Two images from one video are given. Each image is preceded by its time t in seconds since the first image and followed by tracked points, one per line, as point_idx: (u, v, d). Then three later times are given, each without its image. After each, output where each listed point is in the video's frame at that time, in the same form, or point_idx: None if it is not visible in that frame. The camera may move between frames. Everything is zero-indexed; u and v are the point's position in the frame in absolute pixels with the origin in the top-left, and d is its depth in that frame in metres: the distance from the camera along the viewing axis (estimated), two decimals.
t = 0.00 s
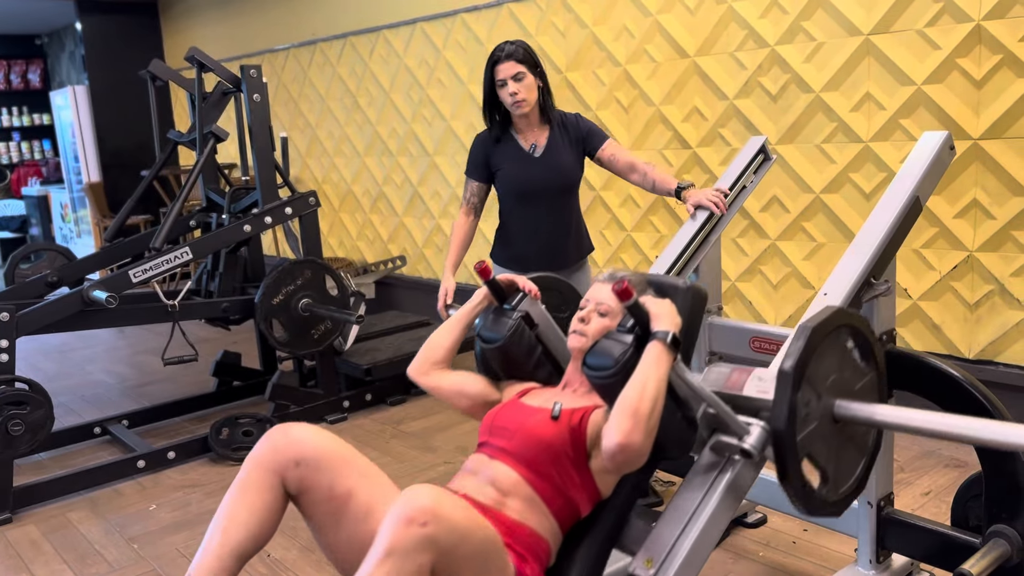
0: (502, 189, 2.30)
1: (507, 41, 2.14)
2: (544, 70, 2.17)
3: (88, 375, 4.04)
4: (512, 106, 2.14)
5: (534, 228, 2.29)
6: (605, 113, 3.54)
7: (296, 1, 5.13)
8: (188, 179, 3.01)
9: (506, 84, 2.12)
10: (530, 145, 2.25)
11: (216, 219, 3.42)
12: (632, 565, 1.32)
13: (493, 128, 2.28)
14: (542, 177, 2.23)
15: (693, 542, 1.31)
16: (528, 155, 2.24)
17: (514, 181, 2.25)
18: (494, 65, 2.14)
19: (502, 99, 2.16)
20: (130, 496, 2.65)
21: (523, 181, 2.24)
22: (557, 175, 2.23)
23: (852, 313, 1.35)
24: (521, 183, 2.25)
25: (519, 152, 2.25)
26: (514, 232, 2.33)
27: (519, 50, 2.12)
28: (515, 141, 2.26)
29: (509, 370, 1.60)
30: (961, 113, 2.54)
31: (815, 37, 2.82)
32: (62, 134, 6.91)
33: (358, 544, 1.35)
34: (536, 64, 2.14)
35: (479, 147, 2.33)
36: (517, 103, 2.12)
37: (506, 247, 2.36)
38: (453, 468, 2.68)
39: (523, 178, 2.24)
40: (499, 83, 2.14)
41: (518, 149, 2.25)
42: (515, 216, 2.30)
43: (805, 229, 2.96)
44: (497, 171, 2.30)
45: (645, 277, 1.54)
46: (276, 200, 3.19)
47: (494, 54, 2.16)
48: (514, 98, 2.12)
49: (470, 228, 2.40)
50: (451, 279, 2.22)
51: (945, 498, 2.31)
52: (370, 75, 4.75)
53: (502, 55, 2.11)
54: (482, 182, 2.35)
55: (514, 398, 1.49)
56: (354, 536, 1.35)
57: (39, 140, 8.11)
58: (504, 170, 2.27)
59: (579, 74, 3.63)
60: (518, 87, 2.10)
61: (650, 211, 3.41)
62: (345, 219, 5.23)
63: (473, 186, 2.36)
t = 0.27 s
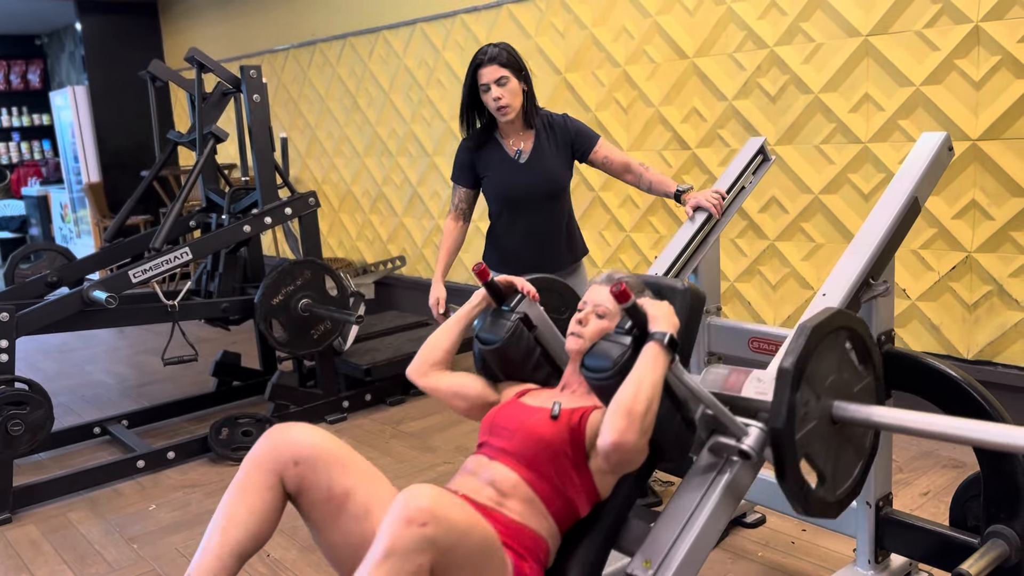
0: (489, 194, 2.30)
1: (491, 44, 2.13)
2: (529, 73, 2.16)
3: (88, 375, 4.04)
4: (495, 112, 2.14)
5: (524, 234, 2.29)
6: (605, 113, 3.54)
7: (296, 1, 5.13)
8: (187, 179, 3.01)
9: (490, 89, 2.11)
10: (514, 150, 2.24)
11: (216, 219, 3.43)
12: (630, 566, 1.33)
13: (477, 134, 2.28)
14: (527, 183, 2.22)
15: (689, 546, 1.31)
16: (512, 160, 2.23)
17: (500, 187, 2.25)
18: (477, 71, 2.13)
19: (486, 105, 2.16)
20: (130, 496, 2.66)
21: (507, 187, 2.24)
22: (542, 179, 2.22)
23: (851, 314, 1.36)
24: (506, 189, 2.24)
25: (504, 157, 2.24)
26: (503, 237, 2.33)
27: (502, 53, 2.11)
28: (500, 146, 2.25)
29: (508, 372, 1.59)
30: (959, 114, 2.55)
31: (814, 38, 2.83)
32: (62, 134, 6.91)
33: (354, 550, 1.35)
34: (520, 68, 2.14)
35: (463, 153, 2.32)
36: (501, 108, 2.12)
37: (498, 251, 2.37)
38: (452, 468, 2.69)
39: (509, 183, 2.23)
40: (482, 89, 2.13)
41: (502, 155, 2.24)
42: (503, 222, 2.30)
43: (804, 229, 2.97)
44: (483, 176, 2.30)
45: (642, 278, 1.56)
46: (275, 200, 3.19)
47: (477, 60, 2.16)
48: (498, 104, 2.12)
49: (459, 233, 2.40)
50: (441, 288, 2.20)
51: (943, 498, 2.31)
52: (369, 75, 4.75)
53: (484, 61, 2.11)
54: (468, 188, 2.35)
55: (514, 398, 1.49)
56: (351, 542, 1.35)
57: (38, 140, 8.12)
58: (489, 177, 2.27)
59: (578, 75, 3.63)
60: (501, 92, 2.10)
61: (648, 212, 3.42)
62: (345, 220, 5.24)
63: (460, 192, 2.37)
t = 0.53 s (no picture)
0: (490, 195, 2.30)
1: (494, 46, 2.14)
2: (532, 75, 2.16)
3: (88, 375, 4.04)
4: (498, 113, 2.14)
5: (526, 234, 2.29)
6: (605, 114, 3.54)
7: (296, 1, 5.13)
8: (187, 180, 3.01)
9: (494, 91, 2.11)
10: (515, 152, 2.24)
11: (216, 220, 3.43)
12: (661, 518, 1.38)
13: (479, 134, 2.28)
14: (527, 185, 2.22)
15: (720, 496, 1.37)
16: (513, 161, 2.23)
17: (501, 187, 2.25)
18: (480, 72, 2.13)
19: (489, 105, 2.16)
20: (130, 497, 2.66)
21: (507, 188, 2.24)
22: (543, 180, 2.21)
23: (874, 274, 1.38)
24: (505, 190, 2.25)
25: (504, 158, 2.24)
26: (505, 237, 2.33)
27: (505, 55, 2.11)
28: (501, 147, 2.26)
29: (537, 336, 1.65)
30: (959, 115, 2.55)
31: (814, 39, 2.83)
32: (62, 134, 6.90)
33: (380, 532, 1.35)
34: (523, 69, 2.14)
35: (464, 153, 2.33)
36: (504, 109, 2.12)
37: (499, 253, 2.37)
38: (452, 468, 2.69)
39: (508, 184, 2.23)
40: (485, 90, 2.14)
41: (503, 156, 2.25)
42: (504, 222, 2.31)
43: (804, 230, 2.97)
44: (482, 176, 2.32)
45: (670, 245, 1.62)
46: (275, 201, 3.19)
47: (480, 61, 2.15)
48: (500, 105, 2.12)
49: (465, 227, 2.45)
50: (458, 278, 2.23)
51: (942, 498, 2.32)
52: (369, 76, 4.75)
53: (487, 61, 2.11)
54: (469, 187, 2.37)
55: (545, 360, 1.55)
56: (377, 526, 1.35)
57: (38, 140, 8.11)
58: (488, 177, 2.28)
59: (578, 75, 3.63)
60: (503, 94, 2.10)
61: (648, 212, 3.42)
62: (344, 220, 5.24)
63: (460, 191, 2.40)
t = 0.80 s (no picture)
0: (504, 194, 2.31)
1: (511, 47, 2.14)
2: (547, 76, 2.16)
3: (87, 376, 4.04)
4: (513, 113, 2.14)
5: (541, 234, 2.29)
6: (605, 114, 3.54)
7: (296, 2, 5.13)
8: (187, 180, 3.01)
9: (510, 92, 2.12)
10: (530, 152, 2.23)
11: (216, 220, 3.42)
12: (696, 466, 1.45)
13: (495, 135, 2.29)
14: (540, 186, 2.21)
15: (755, 440, 1.45)
16: (527, 161, 2.23)
17: (514, 187, 2.26)
18: (496, 71, 2.14)
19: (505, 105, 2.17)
20: (130, 497, 2.66)
21: (520, 188, 2.24)
22: (554, 181, 2.20)
23: (902, 229, 1.44)
24: (519, 189, 2.25)
25: (519, 158, 2.25)
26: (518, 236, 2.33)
27: (521, 56, 2.12)
28: (518, 146, 2.26)
29: (569, 295, 1.71)
30: (959, 116, 2.55)
31: (814, 39, 2.83)
32: (62, 135, 6.90)
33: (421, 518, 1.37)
34: (538, 70, 2.14)
35: (483, 151, 2.34)
36: (519, 110, 2.12)
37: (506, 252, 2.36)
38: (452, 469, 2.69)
39: (520, 184, 2.24)
40: (501, 89, 2.14)
41: (518, 156, 2.25)
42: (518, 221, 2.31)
43: (804, 231, 2.97)
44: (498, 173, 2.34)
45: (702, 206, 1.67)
46: (276, 201, 3.19)
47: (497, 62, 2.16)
48: (516, 105, 2.12)
49: (483, 219, 2.48)
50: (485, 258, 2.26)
51: (943, 499, 2.32)
52: (370, 76, 4.75)
53: (504, 61, 2.12)
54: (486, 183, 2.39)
55: (579, 317, 1.62)
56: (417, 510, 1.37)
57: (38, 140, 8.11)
58: (503, 176, 2.29)
59: (578, 76, 3.63)
60: (518, 94, 2.10)
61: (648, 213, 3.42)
62: (345, 220, 5.24)
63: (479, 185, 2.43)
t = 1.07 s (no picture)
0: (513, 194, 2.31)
1: (522, 49, 2.15)
2: (558, 77, 2.16)
3: (87, 376, 4.03)
4: (523, 114, 2.15)
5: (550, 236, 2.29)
6: (605, 115, 3.54)
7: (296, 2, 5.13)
8: (186, 181, 3.01)
9: (520, 93, 2.12)
10: (539, 152, 2.23)
11: (216, 220, 3.42)
12: (710, 444, 1.47)
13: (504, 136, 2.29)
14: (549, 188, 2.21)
15: (770, 416, 1.47)
16: (537, 162, 2.23)
17: (523, 188, 2.26)
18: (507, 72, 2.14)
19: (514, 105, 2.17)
20: (129, 498, 2.66)
21: (531, 188, 2.24)
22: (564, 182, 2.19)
23: (913, 212, 1.47)
24: (529, 189, 2.25)
25: (528, 158, 2.25)
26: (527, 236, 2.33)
27: (532, 57, 2.12)
28: (527, 147, 2.26)
29: (583, 278, 1.72)
30: (959, 117, 2.55)
31: (814, 40, 2.83)
32: (62, 135, 6.90)
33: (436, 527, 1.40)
34: (549, 72, 2.14)
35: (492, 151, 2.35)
36: (529, 111, 2.12)
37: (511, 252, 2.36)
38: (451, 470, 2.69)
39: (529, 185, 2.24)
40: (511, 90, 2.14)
41: (527, 156, 2.25)
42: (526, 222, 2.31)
43: (803, 231, 2.97)
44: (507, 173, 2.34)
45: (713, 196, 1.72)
46: (276, 201, 3.19)
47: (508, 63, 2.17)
48: (526, 107, 2.13)
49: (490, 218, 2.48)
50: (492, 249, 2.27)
51: (942, 499, 2.32)
52: (370, 76, 4.76)
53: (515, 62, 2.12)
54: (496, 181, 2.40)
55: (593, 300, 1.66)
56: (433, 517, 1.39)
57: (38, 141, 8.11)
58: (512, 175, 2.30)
59: (578, 77, 3.64)
60: (529, 95, 2.11)
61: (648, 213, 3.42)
62: (344, 221, 5.24)
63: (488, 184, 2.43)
